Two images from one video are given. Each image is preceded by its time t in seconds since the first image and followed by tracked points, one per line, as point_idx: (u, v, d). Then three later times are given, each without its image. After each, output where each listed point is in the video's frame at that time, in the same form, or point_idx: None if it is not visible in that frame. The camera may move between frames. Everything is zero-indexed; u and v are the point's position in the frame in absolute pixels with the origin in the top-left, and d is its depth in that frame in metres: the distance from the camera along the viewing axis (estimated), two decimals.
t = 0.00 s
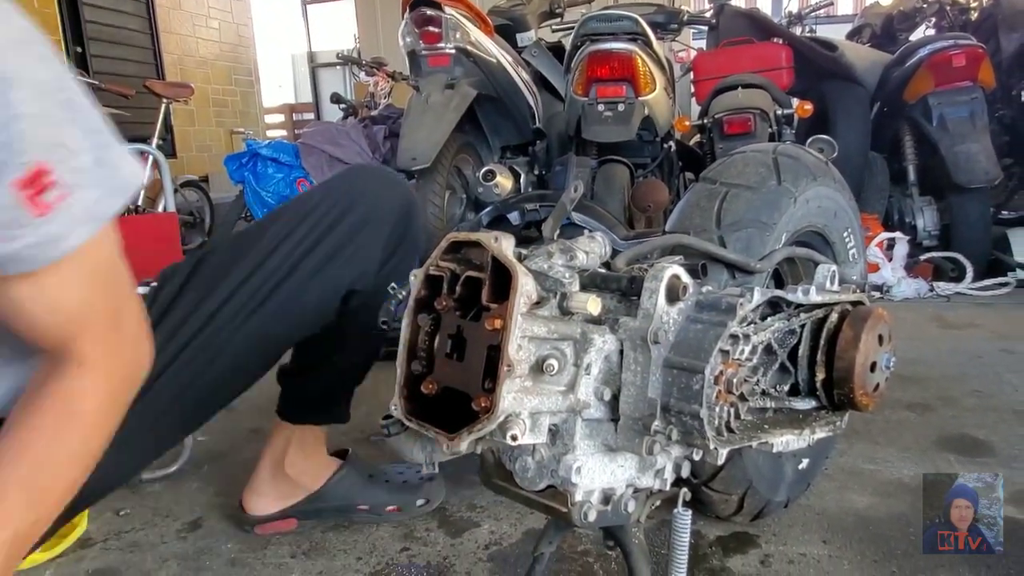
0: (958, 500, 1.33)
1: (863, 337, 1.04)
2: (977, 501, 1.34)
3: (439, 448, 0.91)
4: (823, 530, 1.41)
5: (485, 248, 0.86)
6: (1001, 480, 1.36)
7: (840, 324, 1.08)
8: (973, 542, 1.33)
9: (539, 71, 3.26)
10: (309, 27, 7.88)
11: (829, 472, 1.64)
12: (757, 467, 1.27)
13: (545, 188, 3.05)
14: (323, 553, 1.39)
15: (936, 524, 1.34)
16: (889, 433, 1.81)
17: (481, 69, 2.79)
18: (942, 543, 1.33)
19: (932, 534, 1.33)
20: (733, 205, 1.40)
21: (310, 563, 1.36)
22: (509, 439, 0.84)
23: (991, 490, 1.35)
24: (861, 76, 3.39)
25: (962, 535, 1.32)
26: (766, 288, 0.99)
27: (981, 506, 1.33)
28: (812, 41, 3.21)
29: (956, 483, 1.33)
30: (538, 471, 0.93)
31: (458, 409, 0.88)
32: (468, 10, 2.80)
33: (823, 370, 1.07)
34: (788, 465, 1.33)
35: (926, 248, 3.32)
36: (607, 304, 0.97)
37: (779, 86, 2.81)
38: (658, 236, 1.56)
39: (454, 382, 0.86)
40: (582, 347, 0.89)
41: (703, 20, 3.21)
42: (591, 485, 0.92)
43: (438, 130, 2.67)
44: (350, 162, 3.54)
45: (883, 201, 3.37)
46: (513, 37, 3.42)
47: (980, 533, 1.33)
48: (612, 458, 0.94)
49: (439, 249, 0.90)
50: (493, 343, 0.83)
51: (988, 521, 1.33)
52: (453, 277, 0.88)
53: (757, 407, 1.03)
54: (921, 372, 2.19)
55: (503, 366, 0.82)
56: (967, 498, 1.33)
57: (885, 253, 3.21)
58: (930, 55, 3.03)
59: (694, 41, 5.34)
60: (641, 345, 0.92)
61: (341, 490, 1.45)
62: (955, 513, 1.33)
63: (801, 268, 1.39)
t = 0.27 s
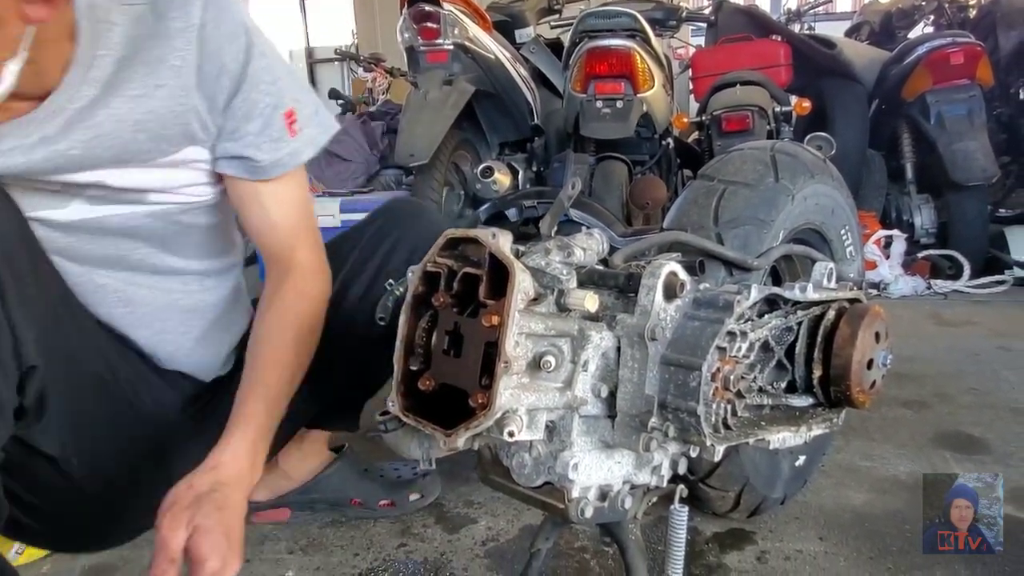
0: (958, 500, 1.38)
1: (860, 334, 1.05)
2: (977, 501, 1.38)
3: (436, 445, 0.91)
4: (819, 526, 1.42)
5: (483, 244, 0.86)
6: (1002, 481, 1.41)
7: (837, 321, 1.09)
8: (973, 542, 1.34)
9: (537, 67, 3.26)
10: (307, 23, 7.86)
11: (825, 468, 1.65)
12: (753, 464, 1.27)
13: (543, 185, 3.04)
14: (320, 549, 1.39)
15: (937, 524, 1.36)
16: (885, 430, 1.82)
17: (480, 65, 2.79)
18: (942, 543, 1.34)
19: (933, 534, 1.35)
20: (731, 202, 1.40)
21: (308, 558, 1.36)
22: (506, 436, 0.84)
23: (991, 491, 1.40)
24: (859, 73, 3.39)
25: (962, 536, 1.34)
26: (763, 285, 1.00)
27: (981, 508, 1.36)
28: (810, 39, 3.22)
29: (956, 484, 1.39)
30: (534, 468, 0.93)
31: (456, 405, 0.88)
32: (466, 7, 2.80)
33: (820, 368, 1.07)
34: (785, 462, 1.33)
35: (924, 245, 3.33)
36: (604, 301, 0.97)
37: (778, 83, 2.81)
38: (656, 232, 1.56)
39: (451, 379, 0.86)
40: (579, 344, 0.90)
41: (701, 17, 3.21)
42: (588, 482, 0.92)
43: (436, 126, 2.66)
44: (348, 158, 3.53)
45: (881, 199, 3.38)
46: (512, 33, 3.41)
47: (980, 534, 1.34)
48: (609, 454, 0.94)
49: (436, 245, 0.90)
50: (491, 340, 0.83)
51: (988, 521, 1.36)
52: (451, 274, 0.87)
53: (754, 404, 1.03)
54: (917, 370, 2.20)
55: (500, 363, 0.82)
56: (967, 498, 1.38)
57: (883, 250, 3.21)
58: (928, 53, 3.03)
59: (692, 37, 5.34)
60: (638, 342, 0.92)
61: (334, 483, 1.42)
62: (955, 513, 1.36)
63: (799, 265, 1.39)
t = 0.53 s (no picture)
0: (958, 500, 1.31)
1: (858, 330, 1.04)
2: (977, 501, 1.32)
3: (435, 440, 0.91)
4: (818, 522, 1.42)
5: (482, 238, 0.85)
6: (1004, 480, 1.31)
7: (836, 316, 1.09)
8: (973, 542, 1.32)
9: (536, 63, 3.25)
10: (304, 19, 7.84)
11: (824, 464, 1.65)
12: (752, 459, 1.27)
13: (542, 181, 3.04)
14: (319, 544, 1.39)
15: (937, 525, 1.32)
16: (884, 425, 1.82)
17: (479, 61, 2.78)
18: (942, 543, 1.31)
19: (932, 534, 1.32)
20: (730, 198, 1.40)
21: (307, 554, 1.36)
22: (505, 431, 0.84)
23: (991, 489, 1.32)
24: (858, 69, 3.39)
25: (962, 535, 1.31)
26: (762, 280, 1.00)
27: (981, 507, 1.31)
28: (809, 35, 3.21)
29: (957, 483, 1.31)
30: (534, 463, 0.93)
31: (454, 401, 0.88)
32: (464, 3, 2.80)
33: (819, 363, 1.08)
34: (784, 457, 1.33)
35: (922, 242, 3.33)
36: (604, 296, 0.97)
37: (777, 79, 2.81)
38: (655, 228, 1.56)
39: (450, 374, 0.86)
40: (579, 339, 0.90)
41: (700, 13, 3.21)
42: (588, 477, 0.92)
43: (434, 122, 2.65)
44: (346, 154, 3.53)
45: (880, 195, 3.38)
46: (511, 29, 3.41)
47: (981, 533, 1.32)
48: (608, 449, 0.94)
49: (435, 240, 0.90)
50: (490, 335, 0.83)
51: (988, 521, 1.32)
52: (450, 269, 0.87)
53: (753, 399, 1.03)
54: (916, 365, 2.20)
55: (499, 357, 0.82)
56: (967, 497, 1.31)
57: (881, 246, 3.21)
58: (927, 49, 3.01)
59: (691, 33, 5.34)
60: (638, 338, 0.92)
61: (335, 477, 1.44)
62: (955, 513, 1.31)
63: (798, 260, 1.39)
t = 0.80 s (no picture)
0: (957, 500, 1.30)
1: (854, 329, 1.04)
2: (977, 501, 1.30)
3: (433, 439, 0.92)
4: (814, 520, 1.42)
5: (478, 238, 0.85)
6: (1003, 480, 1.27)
7: (833, 315, 1.09)
8: (973, 542, 1.32)
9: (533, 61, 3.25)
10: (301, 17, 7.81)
11: (820, 462, 1.65)
12: (749, 458, 1.27)
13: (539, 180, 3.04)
14: (316, 543, 1.39)
15: (936, 526, 1.31)
16: (880, 424, 1.83)
17: (476, 59, 2.78)
18: (942, 544, 1.31)
19: (933, 534, 1.32)
20: (727, 197, 1.40)
21: (304, 553, 1.36)
22: (502, 430, 0.84)
23: (991, 490, 1.30)
24: (855, 68, 3.39)
25: (962, 535, 1.30)
26: (759, 280, 1.00)
27: (981, 507, 1.30)
28: (806, 34, 3.22)
29: (955, 484, 1.29)
30: (530, 462, 0.94)
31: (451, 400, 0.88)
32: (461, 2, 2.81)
33: (815, 362, 1.08)
34: (780, 455, 1.34)
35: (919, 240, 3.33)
36: (600, 295, 0.97)
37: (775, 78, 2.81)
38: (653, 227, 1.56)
39: (447, 373, 0.86)
40: (575, 338, 0.90)
41: (697, 12, 3.21)
42: (584, 476, 0.92)
43: (432, 121, 2.64)
44: (343, 153, 3.52)
45: (876, 193, 3.39)
46: (508, 28, 3.41)
47: (980, 534, 1.31)
48: (605, 448, 0.94)
49: (432, 240, 0.90)
50: (486, 334, 0.83)
51: (988, 521, 1.31)
52: (446, 269, 0.87)
53: (750, 397, 1.03)
54: (912, 364, 2.21)
55: (495, 356, 0.81)
56: (967, 498, 1.29)
57: (878, 245, 3.22)
58: (924, 48, 3.02)
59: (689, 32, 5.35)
60: (635, 337, 0.92)
61: (336, 473, 1.47)
62: (954, 513, 1.30)
63: (794, 259, 1.39)
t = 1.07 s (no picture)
0: (958, 501, 1.29)
1: (852, 328, 1.05)
2: (977, 501, 1.30)
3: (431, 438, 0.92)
4: (812, 518, 1.43)
5: (476, 237, 0.85)
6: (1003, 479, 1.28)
7: (830, 314, 1.09)
8: (973, 543, 1.32)
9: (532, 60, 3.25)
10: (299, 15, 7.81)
11: (818, 460, 1.66)
12: (746, 456, 1.28)
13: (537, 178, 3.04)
14: (314, 542, 1.39)
15: (936, 525, 1.31)
16: (878, 422, 1.83)
17: (474, 58, 2.78)
18: (942, 543, 1.31)
19: (932, 534, 1.31)
20: (725, 196, 1.40)
21: (302, 552, 1.36)
22: (500, 429, 0.85)
23: (991, 490, 1.30)
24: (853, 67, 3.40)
25: (962, 536, 1.31)
26: (757, 279, 1.00)
27: (981, 506, 1.30)
28: (804, 32, 3.22)
29: (955, 483, 1.29)
30: (529, 461, 0.94)
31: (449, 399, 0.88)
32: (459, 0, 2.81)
33: (813, 361, 1.08)
34: (778, 453, 1.34)
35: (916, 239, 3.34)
36: (598, 294, 0.97)
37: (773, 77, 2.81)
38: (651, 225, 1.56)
39: (445, 372, 0.86)
40: (574, 337, 0.90)
41: (696, 11, 3.22)
42: (583, 475, 0.92)
43: (430, 119, 2.63)
44: (341, 151, 3.52)
45: (874, 192, 3.39)
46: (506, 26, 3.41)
47: (980, 534, 1.32)
48: (603, 447, 0.94)
49: (430, 238, 0.90)
50: (484, 333, 0.83)
51: (988, 521, 1.31)
52: (444, 267, 0.87)
53: (747, 396, 1.03)
54: (910, 362, 2.21)
55: (494, 355, 0.82)
56: (968, 498, 1.29)
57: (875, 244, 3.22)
58: (921, 47, 3.02)
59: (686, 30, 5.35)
60: (633, 336, 0.92)
61: (301, 490, 1.40)
62: (955, 513, 1.30)
63: (792, 258, 1.39)
